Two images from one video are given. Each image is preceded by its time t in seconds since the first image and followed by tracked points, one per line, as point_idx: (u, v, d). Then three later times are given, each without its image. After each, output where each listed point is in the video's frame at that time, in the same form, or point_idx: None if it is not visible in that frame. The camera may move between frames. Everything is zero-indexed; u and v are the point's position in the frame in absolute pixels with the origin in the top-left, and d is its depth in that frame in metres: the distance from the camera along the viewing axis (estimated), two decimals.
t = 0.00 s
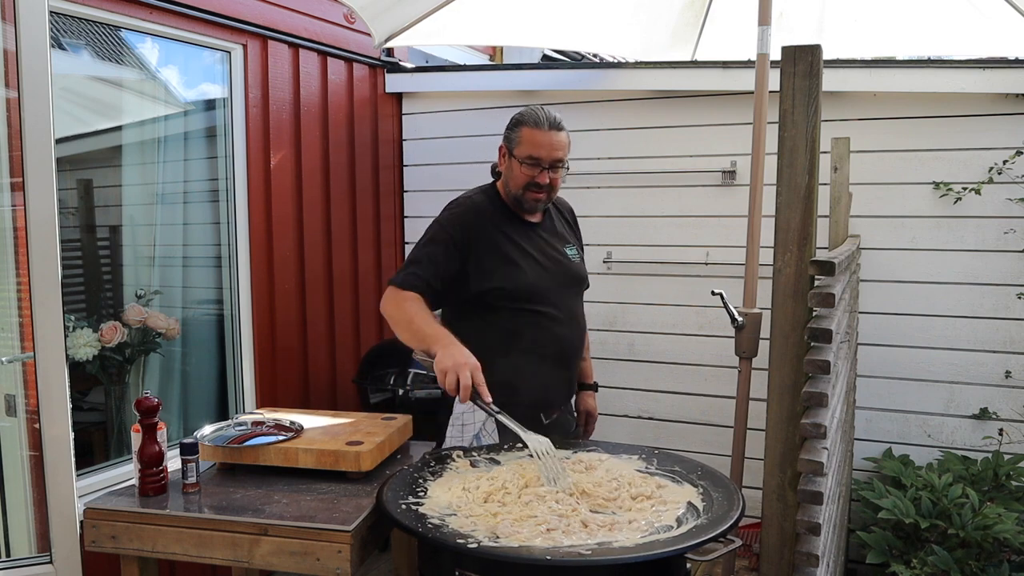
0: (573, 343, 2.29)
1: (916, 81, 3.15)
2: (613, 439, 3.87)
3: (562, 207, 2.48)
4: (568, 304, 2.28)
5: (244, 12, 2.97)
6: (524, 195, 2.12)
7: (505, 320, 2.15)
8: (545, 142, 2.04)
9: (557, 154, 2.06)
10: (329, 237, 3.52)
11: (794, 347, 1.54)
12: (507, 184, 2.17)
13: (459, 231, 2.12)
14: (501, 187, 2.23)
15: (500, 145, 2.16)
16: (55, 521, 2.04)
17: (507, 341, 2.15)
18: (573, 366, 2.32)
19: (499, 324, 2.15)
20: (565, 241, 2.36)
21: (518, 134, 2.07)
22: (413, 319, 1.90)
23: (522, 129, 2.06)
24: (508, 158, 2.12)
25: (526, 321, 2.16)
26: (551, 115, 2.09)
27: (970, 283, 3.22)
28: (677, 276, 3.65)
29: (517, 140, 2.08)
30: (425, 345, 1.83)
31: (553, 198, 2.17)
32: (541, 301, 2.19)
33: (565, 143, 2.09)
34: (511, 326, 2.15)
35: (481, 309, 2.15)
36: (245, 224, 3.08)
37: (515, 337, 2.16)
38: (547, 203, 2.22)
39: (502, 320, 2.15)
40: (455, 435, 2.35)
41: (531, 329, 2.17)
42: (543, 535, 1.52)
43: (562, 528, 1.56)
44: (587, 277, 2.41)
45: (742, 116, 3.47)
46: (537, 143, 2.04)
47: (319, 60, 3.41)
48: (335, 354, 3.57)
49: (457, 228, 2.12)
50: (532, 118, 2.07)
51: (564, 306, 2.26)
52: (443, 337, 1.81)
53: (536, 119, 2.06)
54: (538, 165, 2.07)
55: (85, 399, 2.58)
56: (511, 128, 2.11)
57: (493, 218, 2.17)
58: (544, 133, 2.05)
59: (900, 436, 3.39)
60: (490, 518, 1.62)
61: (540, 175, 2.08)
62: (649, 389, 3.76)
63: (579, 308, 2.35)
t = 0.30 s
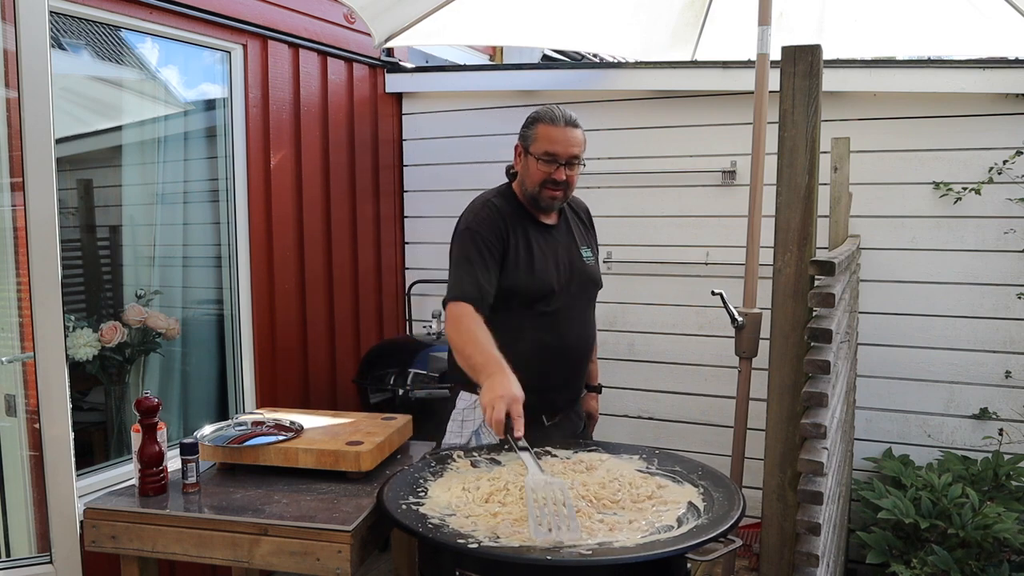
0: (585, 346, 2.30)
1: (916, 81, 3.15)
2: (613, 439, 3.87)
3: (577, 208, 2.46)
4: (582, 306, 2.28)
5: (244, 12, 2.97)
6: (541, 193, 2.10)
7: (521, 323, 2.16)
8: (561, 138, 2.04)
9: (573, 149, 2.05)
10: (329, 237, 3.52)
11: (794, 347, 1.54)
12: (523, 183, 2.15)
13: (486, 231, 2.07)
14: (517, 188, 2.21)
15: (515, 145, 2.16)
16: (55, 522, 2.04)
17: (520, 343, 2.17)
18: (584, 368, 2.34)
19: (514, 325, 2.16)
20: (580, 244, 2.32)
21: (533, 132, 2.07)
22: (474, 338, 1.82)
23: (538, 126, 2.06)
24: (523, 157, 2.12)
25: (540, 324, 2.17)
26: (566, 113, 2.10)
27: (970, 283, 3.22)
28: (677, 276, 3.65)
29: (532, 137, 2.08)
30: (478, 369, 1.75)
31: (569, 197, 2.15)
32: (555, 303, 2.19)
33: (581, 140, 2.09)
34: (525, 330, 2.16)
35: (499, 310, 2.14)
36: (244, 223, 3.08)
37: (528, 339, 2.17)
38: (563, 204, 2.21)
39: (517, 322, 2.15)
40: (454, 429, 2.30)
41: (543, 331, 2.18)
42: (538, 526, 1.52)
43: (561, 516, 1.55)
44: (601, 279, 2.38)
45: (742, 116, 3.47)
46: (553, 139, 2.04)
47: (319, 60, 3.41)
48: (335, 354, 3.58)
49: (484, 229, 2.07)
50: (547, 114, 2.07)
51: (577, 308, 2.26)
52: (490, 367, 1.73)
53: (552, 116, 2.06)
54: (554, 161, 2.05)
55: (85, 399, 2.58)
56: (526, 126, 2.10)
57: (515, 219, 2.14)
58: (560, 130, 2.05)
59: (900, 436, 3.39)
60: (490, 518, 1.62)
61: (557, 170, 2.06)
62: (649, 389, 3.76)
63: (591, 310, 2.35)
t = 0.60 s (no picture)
0: (608, 349, 2.28)
1: (916, 81, 3.15)
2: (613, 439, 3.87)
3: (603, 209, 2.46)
4: (606, 310, 2.27)
5: (244, 13, 2.97)
6: (573, 193, 2.09)
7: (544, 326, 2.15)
8: (597, 140, 2.03)
9: (607, 152, 2.04)
10: (329, 238, 3.52)
11: (794, 347, 1.54)
12: (556, 182, 2.14)
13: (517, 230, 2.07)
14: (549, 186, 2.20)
15: (551, 144, 2.14)
16: (54, 522, 2.04)
17: (543, 345, 2.16)
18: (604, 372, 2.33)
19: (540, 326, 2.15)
20: (608, 248, 2.34)
21: (569, 131, 2.06)
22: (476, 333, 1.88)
23: (574, 126, 2.05)
24: (558, 156, 2.11)
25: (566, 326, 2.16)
26: (603, 115, 2.08)
27: (970, 283, 3.22)
28: (677, 276, 3.65)
29: (568, 137, 2.06)
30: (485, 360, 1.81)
31: (601, 199, 2.15)
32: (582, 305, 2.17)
33: (617, 143, 2.08)
34: (550, 333, 2.15)
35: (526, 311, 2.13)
36: (244, 224, 3.08)
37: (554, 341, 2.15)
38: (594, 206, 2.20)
39: (543, 322, 2.14)
40: (478, 429, 2.34)
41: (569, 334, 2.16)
42: (534, 510, 1.57)
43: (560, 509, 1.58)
44: (624, 283, 2.38)
45: (741, 116, 3.47)
46: (589, 140, 2.03)
47: (319, 60, 3.41)
48: (335, 354, 3.58)
49: (513, 229, 2.06)
50: (585, 116, 2.06)
51: (603, 312, 2.24)
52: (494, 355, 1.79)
53: (588, 117, 2.05)
54: (588, 162, 2.04)
55: (84, 399, 2.58)
56: (563, 125, 2.09)
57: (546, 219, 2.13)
58: (595, 131, 2.04)
59: (900, 436, 3.39)
60: (490, 517, 1.62)
61: (590, 172, 2.06)
62: (649, 389, 3.76)
63: (615, 314, 2.33)
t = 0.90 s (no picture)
0: (620, 348, 2.32)
1: (916, 81, 3.15)
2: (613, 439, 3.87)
3: (620, 209, 2.46)
4: (622, 310, 2.29)
5: (244, 12, 2.97)
6: (590, 193, 2.10)
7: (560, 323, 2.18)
8: (612, 140, 2.04)
9: (624, 152, 2.05)
10: (330, 237, 3.52)
11: (794, 347, 1.54)
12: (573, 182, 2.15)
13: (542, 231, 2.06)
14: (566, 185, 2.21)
15: (567, 144, 2.15)
16: (54, 522, 2.04)
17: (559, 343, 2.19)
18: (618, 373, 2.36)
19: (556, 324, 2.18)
20: (625, 248, 2.35)
21: (585, 132, 2.07)
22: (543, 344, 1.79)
23: (589, 127, 2.06)
24: (574, 157, 2.12)
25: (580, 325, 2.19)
26: (619, 115, 2.09)
27: (970, 283, 3.22)
28: (677, 276, 3.65)
29: (584, 137, 2.07)
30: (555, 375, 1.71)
31: (618, 198, 2.15)
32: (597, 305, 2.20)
33: (632, 143, 2.08)
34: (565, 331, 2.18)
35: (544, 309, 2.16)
36: (244, 224, 3.08)
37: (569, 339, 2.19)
38: (611, 205, 2.20)
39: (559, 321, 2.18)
40: (486, 426, 2.31)
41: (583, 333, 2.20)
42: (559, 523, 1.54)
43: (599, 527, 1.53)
44: (640, 284, 2.39)
45: (741, 116, 3.47)
46: (605, 140, 2.04)
47: (319, 61, 3.41)
48: (334, 354, 3.57)
49: (537, 229, 2.05)
50: (601, 116, 2.06)
51: (617, 311, 2.27)
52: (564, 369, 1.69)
53: (604, 116, 2.05)
54: (605, 162, 2.05)
55: (84, 399, 2.58)
56: (579, 126, 2.10)
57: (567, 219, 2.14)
58: (611, 131, 2.05)
59: (900, 436, 3.39)
60: (490, 518, 1.62)
61: (606, 172, 2.07)
62: (649, 389, 3.75)
63: (630, 315, 2.35)
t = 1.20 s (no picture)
0: (626, 348, 2.31)
1: (916, 81, 3.15)
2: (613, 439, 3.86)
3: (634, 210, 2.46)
4: (632, 310, 2.29)
5: (244, 12, 2.97)
6: (607, 194, 2.11)
7: (567, 320, 2.18)
8: (631, 142, 2.03)
9: (642, 155, 2.05)
10: (330, 237, 3.52)
11: (794, 347, 1.54)
12: (591, 182, 2.15)
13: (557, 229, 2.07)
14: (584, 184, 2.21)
15: (585, 144, 2.15)
16: (54, 522, 2.04)
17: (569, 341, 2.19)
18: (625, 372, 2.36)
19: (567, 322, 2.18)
20: (638, 250, 2.35)
21: (604, 133, 2.06)
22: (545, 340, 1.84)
23: (609, 128, 2.05)
24: (592, 156, 2.12)
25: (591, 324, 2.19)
26: (638, 117, 2.08)
27: (970, 283, 3.22)
28: (677, 276, 3.65)
29: (603, 138, 2.07)
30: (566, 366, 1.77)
31: (634, 200, 2.15)
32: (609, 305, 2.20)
33: (650, 145, 2.08)
34: (576, 329, 2.18)
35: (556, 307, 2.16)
36: (245, 224, 3.08)
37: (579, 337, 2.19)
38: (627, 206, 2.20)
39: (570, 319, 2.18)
40: (492, 421, 2.32)
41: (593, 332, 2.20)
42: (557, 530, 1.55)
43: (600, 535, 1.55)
44: (652, 285, 2.40)
45: (741, 116, 3.47)
46: (623, 142, 2.03)
47: (319, 61, 3.41)
48: (334, 353, 3.57)
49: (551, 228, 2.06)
50: (620, 118, 2.05)
51: (627, 311, 2.27)
52: (582, 361, 1.74)
53: (623, 117, 2.04)
54: (622, 164, 2.05)
55: (84, 399, 2.58)
56: (598, 126, 2.09)
57: (582, 218, 2.14)
58: (630, 133, 2.04)
59: (900, 436, 3.39)
60: (490, 518, 1.62)
61: (623, 174, 2.07)
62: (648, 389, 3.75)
63: (640, 315, 2.35)
